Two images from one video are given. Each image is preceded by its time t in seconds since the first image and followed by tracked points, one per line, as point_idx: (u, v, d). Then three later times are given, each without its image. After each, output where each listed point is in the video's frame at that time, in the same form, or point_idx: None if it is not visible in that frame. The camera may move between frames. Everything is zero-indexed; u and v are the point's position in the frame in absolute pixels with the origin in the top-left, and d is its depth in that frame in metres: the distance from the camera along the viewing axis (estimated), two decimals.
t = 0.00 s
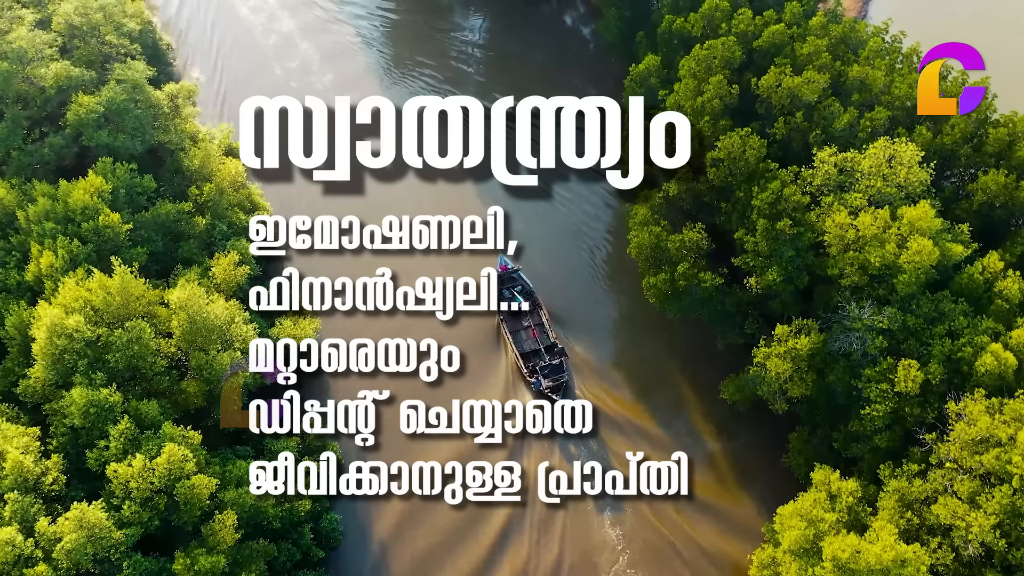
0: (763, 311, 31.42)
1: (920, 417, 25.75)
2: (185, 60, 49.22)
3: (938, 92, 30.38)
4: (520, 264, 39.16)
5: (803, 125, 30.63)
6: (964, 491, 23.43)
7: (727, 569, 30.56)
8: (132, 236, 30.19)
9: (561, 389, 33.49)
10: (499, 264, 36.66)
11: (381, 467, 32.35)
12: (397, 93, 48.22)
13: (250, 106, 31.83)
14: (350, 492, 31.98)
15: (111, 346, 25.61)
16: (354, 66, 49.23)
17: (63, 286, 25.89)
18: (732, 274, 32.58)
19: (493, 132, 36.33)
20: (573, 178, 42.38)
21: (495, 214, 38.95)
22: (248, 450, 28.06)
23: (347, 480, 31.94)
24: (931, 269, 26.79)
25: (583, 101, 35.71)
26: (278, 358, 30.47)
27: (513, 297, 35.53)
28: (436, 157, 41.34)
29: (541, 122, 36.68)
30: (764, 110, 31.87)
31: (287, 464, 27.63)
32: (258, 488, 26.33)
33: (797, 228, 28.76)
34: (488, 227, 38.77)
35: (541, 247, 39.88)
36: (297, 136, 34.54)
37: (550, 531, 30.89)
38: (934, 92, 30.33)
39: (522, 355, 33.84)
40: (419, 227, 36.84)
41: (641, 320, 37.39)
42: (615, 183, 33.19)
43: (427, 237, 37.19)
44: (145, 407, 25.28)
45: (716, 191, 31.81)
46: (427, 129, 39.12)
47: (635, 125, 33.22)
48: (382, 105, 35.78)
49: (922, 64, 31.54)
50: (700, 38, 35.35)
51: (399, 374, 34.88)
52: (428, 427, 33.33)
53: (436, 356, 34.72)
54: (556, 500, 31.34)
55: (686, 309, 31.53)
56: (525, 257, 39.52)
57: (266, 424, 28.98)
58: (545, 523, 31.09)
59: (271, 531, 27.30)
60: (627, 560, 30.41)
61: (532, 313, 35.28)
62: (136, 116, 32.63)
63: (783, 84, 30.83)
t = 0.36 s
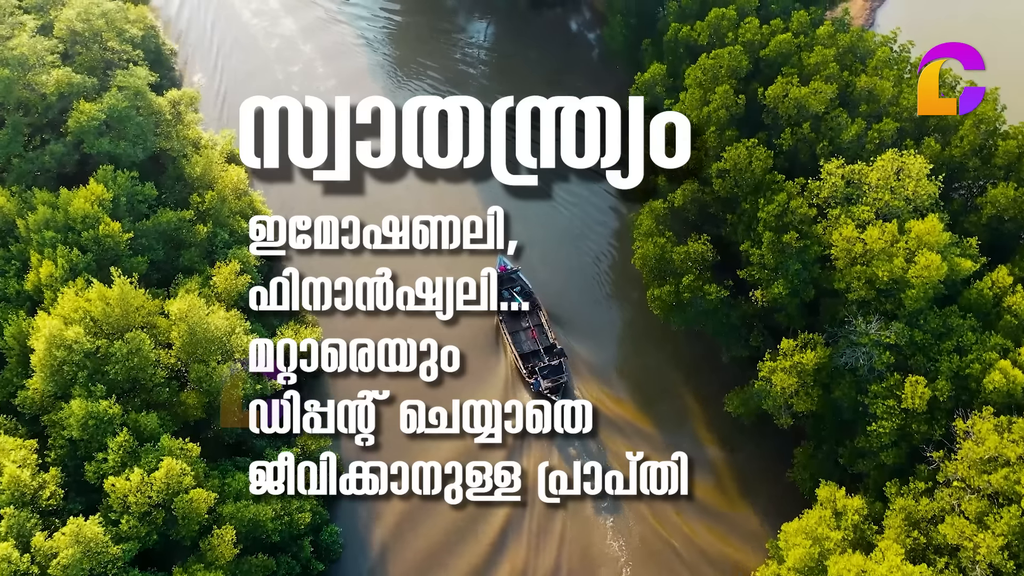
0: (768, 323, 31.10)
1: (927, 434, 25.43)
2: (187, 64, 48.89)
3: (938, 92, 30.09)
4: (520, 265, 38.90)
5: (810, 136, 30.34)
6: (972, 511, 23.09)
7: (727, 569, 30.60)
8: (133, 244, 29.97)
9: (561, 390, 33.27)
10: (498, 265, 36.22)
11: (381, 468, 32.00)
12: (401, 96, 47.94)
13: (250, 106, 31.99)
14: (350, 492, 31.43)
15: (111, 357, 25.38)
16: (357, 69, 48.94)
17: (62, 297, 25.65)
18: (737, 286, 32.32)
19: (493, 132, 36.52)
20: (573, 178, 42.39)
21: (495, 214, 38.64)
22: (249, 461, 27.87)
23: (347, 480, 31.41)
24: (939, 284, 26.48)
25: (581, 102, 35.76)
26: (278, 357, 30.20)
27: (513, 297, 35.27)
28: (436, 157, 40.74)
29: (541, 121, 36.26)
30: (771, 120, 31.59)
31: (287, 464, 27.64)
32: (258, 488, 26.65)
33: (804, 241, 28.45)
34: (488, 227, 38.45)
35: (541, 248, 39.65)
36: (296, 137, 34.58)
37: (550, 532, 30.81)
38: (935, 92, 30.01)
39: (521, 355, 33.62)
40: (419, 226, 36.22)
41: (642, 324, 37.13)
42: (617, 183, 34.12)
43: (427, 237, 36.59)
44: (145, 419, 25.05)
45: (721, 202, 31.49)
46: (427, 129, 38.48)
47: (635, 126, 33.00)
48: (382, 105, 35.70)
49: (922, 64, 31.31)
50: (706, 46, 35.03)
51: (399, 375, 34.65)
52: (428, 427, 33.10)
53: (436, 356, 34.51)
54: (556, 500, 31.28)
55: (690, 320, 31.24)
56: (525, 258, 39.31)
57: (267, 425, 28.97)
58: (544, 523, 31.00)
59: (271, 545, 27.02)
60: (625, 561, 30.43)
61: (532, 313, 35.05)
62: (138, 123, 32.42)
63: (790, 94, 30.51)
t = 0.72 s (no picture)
0: (773, 335, 30.80)
1: (935, 452, 25.10)
2: (189, 70, 48.65)
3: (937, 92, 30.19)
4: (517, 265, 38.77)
5: (817, 147, 30.07)
6: (979, 532, 22.75)
7: (730, 568, 30.32)
8: (133, 252, 29.75)
9: (561, 390, 33.37)
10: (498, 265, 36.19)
11: (381, 467, 31.94)
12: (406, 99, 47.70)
13: (251, 106, 31.83)
14: (350, 492, 31.42)
15: (111, 369, 25.14)
16: (361, 72, 48.72)
17: (61, 308, 25.42)
18: (741, 298, 32.07)
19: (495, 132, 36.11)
20: (573, 178, 42.26)
21: (495, 214, 38.77)
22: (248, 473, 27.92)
23: (347, 480, 31.41)
24: (947, 299, 26.18)
25: (581, 103, 35.77)
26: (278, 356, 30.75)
27: (512, 298, 35.33)
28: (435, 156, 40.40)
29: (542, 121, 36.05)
30: (777, 131, 31.33)
31: (288, 464, 28.47)
32: (258, 488, 27.30)
33: (810, 255, 28.16)
34: (488, 227, 38.55)
35: (539, 249, 39.53)
36: (297, 137, 34.32)
37: (550, 532, 30.69)
38: (934, 92, 30.07)
39: (520, 356, 33.62)
40: (419, 226, 36.17)
41: (640, 326, 37.04)
42: (617, 183, 34.81)
43: (428, 237, 36.71)
44: (143, 431, 24.76)
45: (726, 213, 31.17)
46: (428, 129, 38.41)
47: (636, 125, 33.17)
48: (382, 105, 35.29)
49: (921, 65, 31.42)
50: (711, 55, 34.76)
51: (399, 374, 34.55)
52: (428, 427, 33.02)
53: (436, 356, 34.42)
54: (556, 500, 31.27)
55: (694, 333, 30.95)
56: (522, 258, 39.17)
57: (267, 424, 29.08)
58: (544, 523, 30.93)
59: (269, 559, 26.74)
60: (626, 562, 30.28)
61: (531, 314, 35.15)
62: (139, 130, 32.22)
63: (797, 105, 30.24)
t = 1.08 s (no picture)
0: (778, 349, 30.50)
1: (942, 470, 24.78)
2: (191, 76, 48.44)
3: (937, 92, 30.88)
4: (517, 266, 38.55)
5: (824, 159, 29.78)
6: (987, 553, 22.40)
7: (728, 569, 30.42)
8: (134, 261, 29.54)
9: (560, 391, 33.05)
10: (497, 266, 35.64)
11: (381, 467, 31.81)
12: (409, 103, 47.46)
13: (250, 105, 32.38)
14: (350, 492, 31.33)
15: (111, 381, 24.93)
16: (364, 76, 48.50)
17: (60, 319, 25.21)
18: (746, 311, 31.80)
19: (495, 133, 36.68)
20: (573, 178, 41.97)
21: (495, 215, 39.01)
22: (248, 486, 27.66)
23: (347, 480, 31.35)
24: (955, 314, 25.86)
25: (582, 102, 35.86)
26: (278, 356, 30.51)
27: (511, 299, 34.88)
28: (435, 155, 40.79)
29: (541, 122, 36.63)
30: (784, 142, 31.09)
31: (287, 464, 28.49)
32: (258, 488, 27.58)
33: (816, 269, 27.87)
34: (488, 227, 38.76)
35: (540, 249, 39.36)
36: (297, 136, 34.81)
37: (550, 532, 30.59)
38: (933, 92, 30.76)
39: (519, 357, 33.32)
40: (419, 226, 36.98)
41: (641, 327, 36.84)
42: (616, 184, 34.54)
43: (427, 237, 37.13)
44: (142, 444, 24.48)
45: (732, 225, 30.85)
46: (427, 129, 39.70)
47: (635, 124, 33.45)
48: (382, 105, 35.92)
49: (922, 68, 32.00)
50: (718, 64, 34.47)
51: (399, 374, 34.34)
52: (428, 427, 32.86)
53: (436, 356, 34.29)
54: (556, 499, 31.08)
55: (698, 345, 30.66)
56: (522, 259, 38.97)
57: (269, 423, 29.70)
58: (543, 523, 30.79)
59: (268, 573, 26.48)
60: (625, 562, 30.24)
61: (530, 314, 34.84)
62: (141, 138, 32.04)
63: (804, 116, 29.97)
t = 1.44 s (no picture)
0: (784, 362, 30.18)
1: (949, 488, 24.45)
2: (195, 80, 48.18)
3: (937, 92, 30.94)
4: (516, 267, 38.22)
5: (831, 171, 29.49)
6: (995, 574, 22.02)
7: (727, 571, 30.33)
8: (134, 270, 29.33)
9: (559, 392, 32.65)
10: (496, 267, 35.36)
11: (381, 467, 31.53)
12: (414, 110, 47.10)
13: (249, 107, 32.31)
14: (350, 492, 31.03)
15: (109, 393, 24.67)
16: (367, 82, 48.21)
17: (59, 329, 24.98)
18: (752, 325, 31.50)
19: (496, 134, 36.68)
20: (574, 179, 41.67)
21: (495, 214, 38.77)
22: (247, 497, 27.34)
23: (347, 480, 31.01)
24: (963, 330, 25.52)
25: (583, 103, 35.61)
26: (278, 357, 30.32)
27: (510, 300, 34.48)
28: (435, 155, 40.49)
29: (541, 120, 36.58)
30: (790, 153, 30.82)
31: (287, 464, 28.57)
32: (258, 488, 27.71)
33: (823, 283, 27.57)
34: (488, 227, 38.47)
35: (539, 249, 39.07)
36: (297, 135, 34.89)
37: (549, 531, 30.43)
38: (934, 92, 30.76)
39: (518, 358, 32.96)
40: (419, 226, 36.58)
41: (642, 328, 36.57)
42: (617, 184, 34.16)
43: (427, 237, 36.78)
44: (140, 457, 24.19)
45: (737, 237, 30.50)
46: (427, 129, 39.36)
47: (635, 126, 33.60)
48: (383, 104, 36.26)
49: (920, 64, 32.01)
50: (724, 74, 34.18)
51: (399, 375, 34.09)
52: (428, 427, 32.61)
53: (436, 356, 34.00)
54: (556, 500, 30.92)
55: (703, 358, 30.36)
56: (521, 259, 38.66)
57: (268, 423, 29.42)
58: (542, 523, 30.61)
59: None
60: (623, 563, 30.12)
61: (529, 314, 34.39)
62: (142, 145, 31.83)
63: (811, 127, 29.69)
